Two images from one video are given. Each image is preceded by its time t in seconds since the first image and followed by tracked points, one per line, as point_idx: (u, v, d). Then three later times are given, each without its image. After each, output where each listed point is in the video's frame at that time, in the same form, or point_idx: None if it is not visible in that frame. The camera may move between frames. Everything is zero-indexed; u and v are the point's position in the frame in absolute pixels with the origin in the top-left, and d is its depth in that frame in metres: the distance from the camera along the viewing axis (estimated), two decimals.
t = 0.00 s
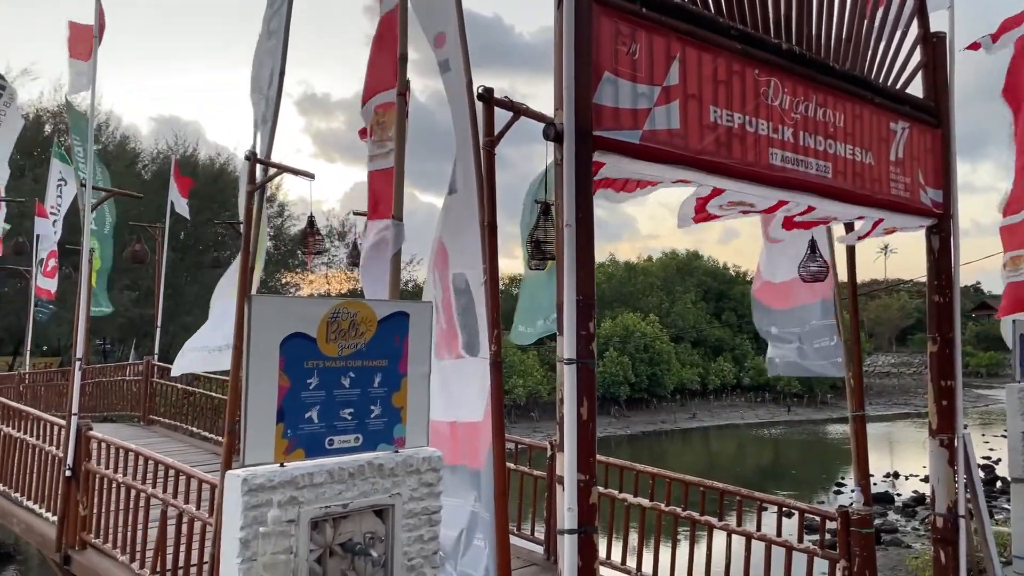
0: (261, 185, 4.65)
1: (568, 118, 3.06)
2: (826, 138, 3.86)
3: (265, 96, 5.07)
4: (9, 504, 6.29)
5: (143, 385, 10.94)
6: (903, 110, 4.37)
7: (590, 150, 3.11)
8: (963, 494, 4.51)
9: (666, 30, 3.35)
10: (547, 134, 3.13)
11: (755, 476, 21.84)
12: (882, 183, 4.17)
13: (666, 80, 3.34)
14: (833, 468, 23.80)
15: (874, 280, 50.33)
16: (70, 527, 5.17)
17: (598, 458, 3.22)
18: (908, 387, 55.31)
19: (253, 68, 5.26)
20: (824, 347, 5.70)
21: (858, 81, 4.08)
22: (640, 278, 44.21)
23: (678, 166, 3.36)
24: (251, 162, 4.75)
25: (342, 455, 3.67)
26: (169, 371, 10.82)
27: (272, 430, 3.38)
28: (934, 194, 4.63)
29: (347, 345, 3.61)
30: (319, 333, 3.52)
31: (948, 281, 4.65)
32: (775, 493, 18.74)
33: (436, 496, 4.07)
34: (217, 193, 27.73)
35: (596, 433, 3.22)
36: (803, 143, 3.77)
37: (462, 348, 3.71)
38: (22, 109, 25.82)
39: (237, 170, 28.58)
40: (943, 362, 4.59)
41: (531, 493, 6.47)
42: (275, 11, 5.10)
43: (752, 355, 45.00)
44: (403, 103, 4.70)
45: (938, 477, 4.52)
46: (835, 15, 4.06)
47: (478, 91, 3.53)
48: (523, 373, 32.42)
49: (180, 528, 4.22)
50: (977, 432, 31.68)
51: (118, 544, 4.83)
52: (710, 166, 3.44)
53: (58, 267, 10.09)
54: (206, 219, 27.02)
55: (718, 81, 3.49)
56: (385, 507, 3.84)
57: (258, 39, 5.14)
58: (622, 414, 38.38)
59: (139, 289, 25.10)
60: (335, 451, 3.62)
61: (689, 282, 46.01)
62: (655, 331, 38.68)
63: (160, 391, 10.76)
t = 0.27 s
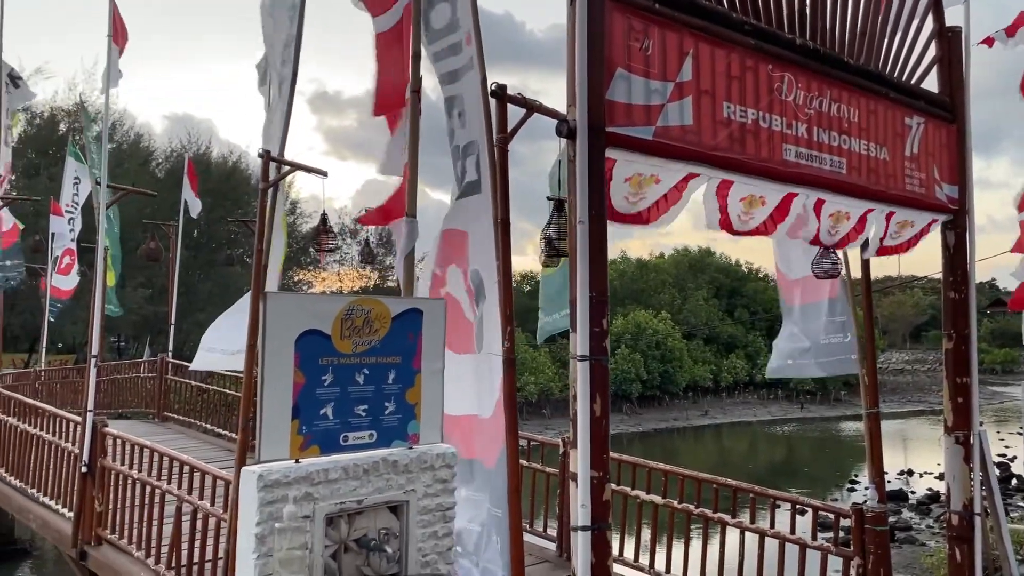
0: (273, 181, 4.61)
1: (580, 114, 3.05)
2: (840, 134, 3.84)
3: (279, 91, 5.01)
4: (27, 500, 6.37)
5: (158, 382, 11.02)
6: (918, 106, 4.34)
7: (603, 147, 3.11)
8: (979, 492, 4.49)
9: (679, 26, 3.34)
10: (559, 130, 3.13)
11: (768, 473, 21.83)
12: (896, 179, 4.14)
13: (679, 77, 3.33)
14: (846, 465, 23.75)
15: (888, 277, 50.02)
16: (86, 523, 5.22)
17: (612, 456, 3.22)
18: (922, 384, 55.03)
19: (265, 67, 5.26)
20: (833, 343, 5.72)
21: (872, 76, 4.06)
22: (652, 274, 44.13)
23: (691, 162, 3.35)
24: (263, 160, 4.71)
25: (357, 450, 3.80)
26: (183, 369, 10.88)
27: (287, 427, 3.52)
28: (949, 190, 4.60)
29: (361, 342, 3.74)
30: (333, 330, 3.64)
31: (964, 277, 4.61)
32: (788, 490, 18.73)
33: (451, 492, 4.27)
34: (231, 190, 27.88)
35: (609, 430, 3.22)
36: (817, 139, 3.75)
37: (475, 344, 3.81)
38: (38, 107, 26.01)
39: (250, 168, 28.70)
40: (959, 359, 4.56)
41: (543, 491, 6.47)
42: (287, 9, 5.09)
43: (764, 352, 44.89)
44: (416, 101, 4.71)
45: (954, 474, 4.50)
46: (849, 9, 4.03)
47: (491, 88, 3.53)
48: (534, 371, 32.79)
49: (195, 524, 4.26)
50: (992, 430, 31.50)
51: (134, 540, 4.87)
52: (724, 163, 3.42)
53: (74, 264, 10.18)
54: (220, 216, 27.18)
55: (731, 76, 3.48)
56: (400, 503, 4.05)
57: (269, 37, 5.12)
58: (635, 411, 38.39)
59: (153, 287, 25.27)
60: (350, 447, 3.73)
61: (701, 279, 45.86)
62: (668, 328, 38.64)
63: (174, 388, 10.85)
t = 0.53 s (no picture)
0: (286, 181, 4.61)
1: (593, 111, 3.05)
2: (855, 129, 3.82)
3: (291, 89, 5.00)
4: (44, 496, 6.43)
5: (172, 379, 11.10)
6: (934, 101, 4.31)
7: (616, 143, 3.11)
8: (995, 489, 4.46)
9: (691, 22, 3.33)
10: (572, 127, 3.13)
11: (781, 471, 21.78)
12: (911, 175, 4.11)
13: (692, 72, 3.32)
14: (860, 463, 23.66)
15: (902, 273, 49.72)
16: (102, 519, 5.27)
17: (625, 452, 3.21)
18: (936, 381, 54.79)
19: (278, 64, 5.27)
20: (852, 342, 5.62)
21: (886, 71, 4.03)
22: (664, 272, 44.02)
23: (705, 158, 3.34)
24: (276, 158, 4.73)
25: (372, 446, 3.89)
26: (197, 366, 10.95)
27: (301, 424, 3.62)
28: (965, 185, 4.57)
29: (375, 338, 3.83)
30: (347, 327, 3.73)
31: (980, 274, 4.58)
32: (801, 488, 18.70)
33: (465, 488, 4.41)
34: (243, 189, 28.02)
35: (623, 427, 3.21)
36: (831, 135, 3.73)
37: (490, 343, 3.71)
38: (53, 107, 26.20)
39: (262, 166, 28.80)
40: (975, 356, 4.54)
41: (555, 488, 6.48)
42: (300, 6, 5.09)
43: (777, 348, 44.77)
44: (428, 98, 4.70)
45: (969, 472, 4.47)
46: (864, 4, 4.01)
47: (503, 85, 3.52)
48: (546, 368, 32.94)
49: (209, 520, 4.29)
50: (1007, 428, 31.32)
51: (149, 536, 4.91)
52: (737, 159, 3.41)
53: (90, 262, 10.28)
54: (233, 214, 27.32)
55: (744, 72, 3.46)
56: (414, 499, 4.14)
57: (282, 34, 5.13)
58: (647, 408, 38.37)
59: (167, 284, 25.43)
60: (364, 443, 3.83)
61: (714, 275, 45.69)
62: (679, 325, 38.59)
63: (188, 385, 10.92)
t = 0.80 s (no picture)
0: (298, 178, 4.62)
1: (605, 108, 3.05)
2: (868, 125, 3.80)
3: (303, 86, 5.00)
4: (58, 493, 6.48)
5: (185, 377, 11.16)
6: (948, 96, 4.28)
7: (627, 138, 3.10)
8: (1010, 488, 4.44)
9: (703, 17, 3.32)
10: (584, 123, 3.12)
11: (792, 469, 21.72)
12: (926, 170, 4.09)
13: (704, 68, 3.31)
14: (873, 461, 23.56)
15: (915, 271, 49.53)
16: (115, 517, 5.30)
17: (637, 449, 3.20)
18: (950, 379, 54.66)
19: (288, 64, 5.25)
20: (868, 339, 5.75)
21: (900, 66, 4.00)
22: (675, 269, 43.91)
23: (718, 154, 3.32)
24: (287, 157, 4.72)
25: (385, 442, 4.02)
26: (209, 364, 11.01)
27: (315, 420, 3.74)
28: (978, 181, 4.54)
29: (388, 335, 3.94)
30: (361, 323, 3.84)
31: (994, 270, 4.55)
32: (814, 486, 18.67)
33: (478, 484, 4.41)
34: (254, 187, 28.13)
35: (635, 424, 3.20)
36: (844, 131, 3.71)
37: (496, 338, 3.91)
38: (65, 107, 26.39)
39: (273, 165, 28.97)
40: (989, 353, 4.51)
41: (566, 486, 6.48)
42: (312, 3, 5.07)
43: (789, 346, 44.70)
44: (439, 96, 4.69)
45: (984, 469, 4.45)
46: None
47: (514, 82, 3.50)
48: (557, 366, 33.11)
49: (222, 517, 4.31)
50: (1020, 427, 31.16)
51: (163, 533, 4.94)
52: (750, 155, 3.40)
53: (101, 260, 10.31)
54: (244, 212, 27.44)
55: (757, 68, 3.45)
56: (427, 495, 4.20)
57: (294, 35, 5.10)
58: (658, 406, 38.40)
59: (179, 283, 25.60)
60: (376, 439, 3.96)
61: (725, 273, 45.62)
62: (691, 323, 38.61)
63: (200, 383, 10.98)
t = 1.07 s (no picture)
0: (311, 176, 4.63)
1: (619, 104, 3.04)
2: (884, 121, 3.78)
3: (316, 84, 4.99)
4: (75, 488, 6.54)
5: (200, 374, 11.24)
6: (964, 92, 4.25)
7: (641, 135, 3.09)
8: None
9: (718, 13, 3.30)
10: (598, 120, 3.12)
11: (806, 467, 21.65)
12: (941, 166, 4.07)
13: (719, 64, 3.30)
14: (887, 460, 23.45)
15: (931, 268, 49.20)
16: (131, 512, 5.34)
17: (650, 446, 3.20)
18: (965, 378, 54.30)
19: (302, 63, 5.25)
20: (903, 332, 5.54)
21: (916, 62, 3.98)
22: (688, 267, 43.81)
23: (732, 151, 3.31)
24: (301, 155, 4.72)
25: (400, 439, 4.12)
26: (222, 361, 11.08)
27: (331, 417, 3.81)
28: (995, 177, 4.51)
29: (402, 332, 4.05)
30: (376, 320, 3.95)
31: (1012, 267, 4.51)
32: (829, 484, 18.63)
33: (493, 480, 4.51)
34: (268, 186, 28.28)
35: (649, 422, 3.20)
36: (859, 126, 3.69)
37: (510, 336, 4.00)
38: (81, 106, 26.60)
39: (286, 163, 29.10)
40: (1007, 351, 4.47)
41: (580, 485, 6.48)
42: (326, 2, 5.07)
43: (802, 344, 44.51)
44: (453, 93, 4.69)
45: (1001, 468, 4.42)
46: None
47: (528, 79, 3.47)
48: (569, 364, 33.26)
49: (237, 513, 4.34)
50: None
51: (178, 529, 4.98)
52: (765, 151, 3.38)
53: (115, 257, 10.34)
54: (258, 211, 27.60)
55: (771, 64, 3.43)
56: (441, 492, 4.30)
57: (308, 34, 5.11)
58: (671, 404, 38.38)
59: (193, 281, 25.79)
60: (392, 435, 4.04)
61: (738, 271, 45.46)
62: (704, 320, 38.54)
63: (215, 380, 11.05)
